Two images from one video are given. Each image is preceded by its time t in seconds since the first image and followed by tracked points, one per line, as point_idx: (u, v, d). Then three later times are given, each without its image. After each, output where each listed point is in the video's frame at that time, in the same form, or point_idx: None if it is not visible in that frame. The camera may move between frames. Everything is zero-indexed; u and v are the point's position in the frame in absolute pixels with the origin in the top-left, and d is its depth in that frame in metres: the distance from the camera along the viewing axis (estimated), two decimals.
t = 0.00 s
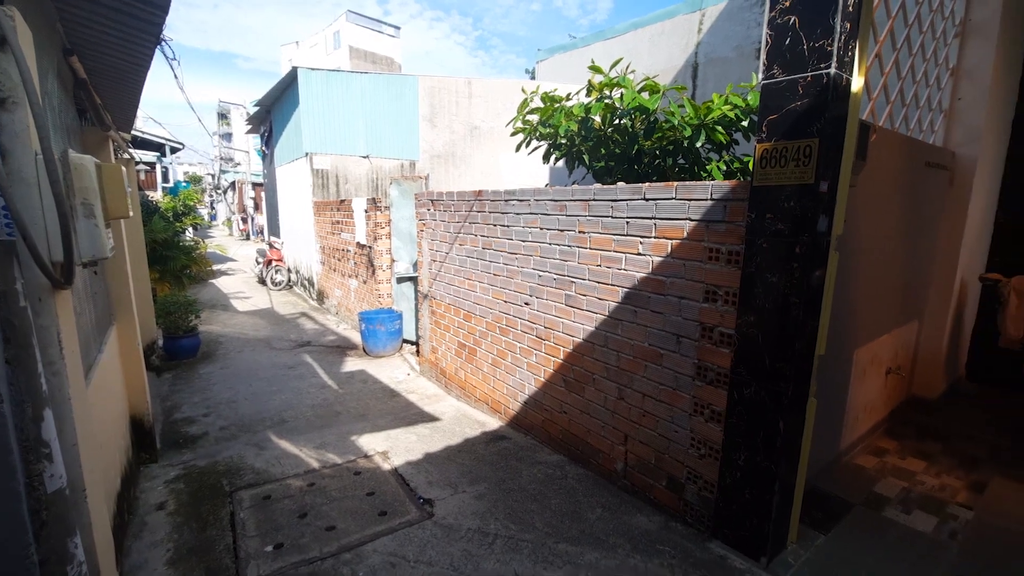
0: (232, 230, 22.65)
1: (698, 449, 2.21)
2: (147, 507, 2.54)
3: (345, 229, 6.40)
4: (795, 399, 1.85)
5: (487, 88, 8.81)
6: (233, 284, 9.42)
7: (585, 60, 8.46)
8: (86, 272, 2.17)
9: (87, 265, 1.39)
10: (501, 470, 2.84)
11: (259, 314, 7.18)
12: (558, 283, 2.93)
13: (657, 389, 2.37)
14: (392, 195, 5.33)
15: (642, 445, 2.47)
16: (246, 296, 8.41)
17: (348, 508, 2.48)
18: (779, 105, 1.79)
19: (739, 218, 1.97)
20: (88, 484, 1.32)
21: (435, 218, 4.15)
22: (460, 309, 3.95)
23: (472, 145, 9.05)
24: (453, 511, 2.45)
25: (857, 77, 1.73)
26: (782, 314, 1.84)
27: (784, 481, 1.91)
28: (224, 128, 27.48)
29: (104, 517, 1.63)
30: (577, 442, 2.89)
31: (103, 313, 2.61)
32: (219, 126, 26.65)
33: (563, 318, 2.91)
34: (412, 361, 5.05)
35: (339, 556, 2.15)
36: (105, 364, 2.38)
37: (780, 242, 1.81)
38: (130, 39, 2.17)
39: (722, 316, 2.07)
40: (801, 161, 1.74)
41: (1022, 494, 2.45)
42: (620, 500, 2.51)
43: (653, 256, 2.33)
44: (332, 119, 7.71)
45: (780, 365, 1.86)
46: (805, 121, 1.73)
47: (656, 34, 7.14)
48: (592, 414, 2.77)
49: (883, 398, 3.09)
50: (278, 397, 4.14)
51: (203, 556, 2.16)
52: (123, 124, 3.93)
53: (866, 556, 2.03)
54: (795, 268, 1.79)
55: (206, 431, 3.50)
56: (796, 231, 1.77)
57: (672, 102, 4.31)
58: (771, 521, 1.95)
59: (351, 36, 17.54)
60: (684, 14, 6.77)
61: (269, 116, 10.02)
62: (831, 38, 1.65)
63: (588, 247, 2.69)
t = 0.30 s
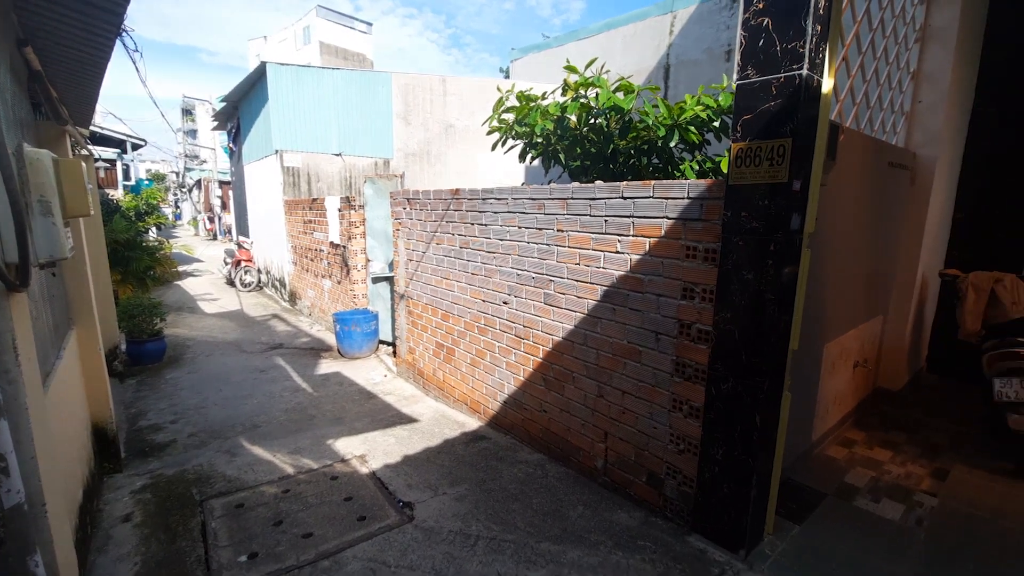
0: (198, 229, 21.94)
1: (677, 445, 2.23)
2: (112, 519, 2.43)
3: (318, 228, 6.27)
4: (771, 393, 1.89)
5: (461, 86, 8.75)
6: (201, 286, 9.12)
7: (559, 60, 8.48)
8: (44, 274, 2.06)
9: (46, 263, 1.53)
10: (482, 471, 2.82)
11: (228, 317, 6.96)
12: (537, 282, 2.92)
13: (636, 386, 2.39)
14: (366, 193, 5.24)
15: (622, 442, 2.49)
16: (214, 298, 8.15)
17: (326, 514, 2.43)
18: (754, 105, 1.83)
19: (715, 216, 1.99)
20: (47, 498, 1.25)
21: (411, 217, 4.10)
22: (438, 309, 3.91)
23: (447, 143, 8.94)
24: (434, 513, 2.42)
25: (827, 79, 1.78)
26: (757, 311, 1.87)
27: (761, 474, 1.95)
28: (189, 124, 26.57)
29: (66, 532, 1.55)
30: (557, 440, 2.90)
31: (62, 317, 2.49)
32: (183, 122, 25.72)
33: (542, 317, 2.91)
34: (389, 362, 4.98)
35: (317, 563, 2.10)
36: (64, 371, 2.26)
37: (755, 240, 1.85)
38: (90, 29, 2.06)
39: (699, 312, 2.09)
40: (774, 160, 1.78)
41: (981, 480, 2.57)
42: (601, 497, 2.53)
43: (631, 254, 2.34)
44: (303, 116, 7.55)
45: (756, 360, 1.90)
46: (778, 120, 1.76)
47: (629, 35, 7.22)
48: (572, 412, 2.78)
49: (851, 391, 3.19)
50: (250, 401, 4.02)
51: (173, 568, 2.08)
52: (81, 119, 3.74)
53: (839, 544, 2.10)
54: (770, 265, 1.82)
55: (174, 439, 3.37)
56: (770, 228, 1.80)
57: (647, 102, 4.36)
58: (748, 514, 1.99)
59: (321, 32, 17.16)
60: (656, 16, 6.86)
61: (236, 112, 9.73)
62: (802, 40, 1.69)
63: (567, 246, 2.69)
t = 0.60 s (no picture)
0: (162, 228, 21.12)
1: (666, 441, 2.22)
2: (74, 536, 2.28)
3: (291, 226, 6.08)
4: (761, 389, 1.90)
5: (437, 83, 8.60)
6: (166, 287, 8.75)
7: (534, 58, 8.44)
8: None
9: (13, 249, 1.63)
10: (468, 473, 2.76)
11: (196, 318, 6.70)
12: (521, 279, 2.88)
13: (624, 383, 2.37)
14: (341, 190, 5.10)
15: (610, 440, 2.47)
16: (180, 299, 7.83)
17: (306, 523, 2.33)
18: (742, 100, 1.82)
19: (703, 211, 1.98)
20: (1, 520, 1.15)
21: (389, 214, 4.00)
22: (418, 308, 3.83)
23: (424, 142, 8.80)
24: (420, 518, 2.35)
25: (814, 75, 1.79)
26: (747, 306, 1.87)
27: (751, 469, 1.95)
28: (150, 119, 25.55)
29: (23, 553, 1.44)
30: (543, 440, 2.87)
31: (15, 321, 2.32)
32: (144, 117, 24.71)
33: (527, 315, 2.87)
34: (367, 363, 4.87)
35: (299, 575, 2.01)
36: (19, 379, 2.11)
37: (745, 235, 1.84)
38: (43, 10, 1.91)
39: (688, 308, 2.08)
40: (764, 155, 1.77)
41: (954, 469, 2.65)
42: (590, 496, 2.51)
43: (619, 250, 2.32)
44: (272, 110, 7.32)
45: (746, 356, 1.90)
46: (767, 115, 1.76)
47: (603, 34, 7.23)
48: (558, 411, 2.74)
49: (828, 384, 3.26)
50: (222, 406, 3.86)
51: None
52: (34, 110, 3.51)
53: (825, 537, 2.12)
54: (760, 260, 1.83)
55: (141, 448, 3.20)
56: (759, 224, 1.80)
57: (626, 100, 4.37)
58: (739, 509, 1.99)
59: (290, 25, 16.71)
60: (630, 16, 6.88)
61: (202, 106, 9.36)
62: (791, 35, 1.69)
63: (552, 242, 2.65)
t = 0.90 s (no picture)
0: (123, 229, 20.24)
1: (663, 445, 2.19)
2: (34, 561, 2.11)
3: (264, 226, 5.86)
4: (760, 390, 1.88)
5: (413, 81, 8.43)
6: (129, 290, 8.36)
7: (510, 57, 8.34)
8: None
9: None
10: (458, 480, 2.69)
11: (162, 323, 6.40)
12: (510, 281, 2.81)
13: (619, 386, 2.33)
14: (317, 189, 4.93)
15: (605, 444, 2.43)
16: (145, 303, 7.49)
17: (291, 539, 2.22)
18: (741, 98, 1.80)
19: (701, 211, 1.95)
20: None
21: (370, 214, 3.88)
22: (401, 311, 3.72)
23: (400, 139, 8.62)
24: (411, 530, 2.27)
25: (811, 73, 1.77)
26: (747, 307, 1.85)
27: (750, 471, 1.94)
28: (109, 115, 24.46)
29: None
30: (534, 444, 2.81)
31: None
32: (102, 112, 23.64)
33: (517, 317, 2.81)
34: (347, 367, 4.72)
35: None
36: None
37: (743, 235, 1.82)
38: None
39: (685, 309, 2.05)
40: (763, 154, 1.75)
41: (936, 463, 2.71)
42: (585, 501, 2.46)
43: (613, 251, 2.28)
44: (242, 106, 7.06)
45: (745, 357, 1.88)
46: (766, 114, 1.74)
47: (580, 34, 7.19)
48: (551, 414, 2.69)
49: (813, 381, 3.30)
50: (194, 416, 3.67)
51: None
52: None
53: (820, 536, 2.13)
54: (759, 261, 1.81)
55: (107, 462, 3.01)
56: (759, 224, 1.78)
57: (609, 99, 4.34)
58: (739, 511, 1.97)
59: (258, 19, 16.19)
60: (607, 16, 6.86)
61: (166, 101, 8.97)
62: (791, 32, 1.67)
63: (543, 243, 2.59)
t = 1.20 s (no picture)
0: (81, 231, 19.33)
1: (656, 451, 2.17)
2: None
3: (234, 229, 5.65)
4: (755, 396, 1.87)
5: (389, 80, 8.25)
6: (90, 296, 7.96)
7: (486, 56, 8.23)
8: None
9: None
10: (446, 492, 2.62)
11: (127, 331, 6.11)
12: (497, 286, 2.75)
13: (611, 392, 2.30)
14: (292, 191, 4.77)
15: (597, 451, 2.40)
16: (107, 310, 7.14)
17: (273, 561, 2.11)
18: (735, 103, 1.79)
19: (694, 216, 1.93)
20: None
21: (349, 217, 3.76)
22: (383, 316, 3.62)
23: (376, 138, 8.41)
24: (400, 547, 2.19)
25: (803, 78, 1.78)
26: (742, 313, 1.84)
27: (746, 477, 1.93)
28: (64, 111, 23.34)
29: None
30: (524, 452, 2.76)
31: None
32: (57, 108, 22.55)
33: (504, 323, 2.75)
34: (325, 375, 4.58)
35: None
36: None
37: (738, 241, 1.81)
38: None
39: (678, 315, 2.03)
40: (757, 158, 1.74)
41: (916, 459, 2.77)
42: (577, 509, 2.42)
43: (604, 256, 2.24)
44: (209, 105, 6.80)
45: (740, 363, 1.87)
46: (761, 118, 1.73)
47: (555, 34, 7.11)
48: (541, 422, 2.64)
49: (795, 381, 3.35)
50: (164, 430, 3.49)
51: None
52: None
53: (812, 538, 2.14)
54: (754, 266, 1.80)
55: (70, 483, 2.82)
56: (753, 229, 1.78)
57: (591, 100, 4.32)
58: (734, 517, 1.96)
59: (224, 14, 15.65)
60: (581, 16, 6.82)
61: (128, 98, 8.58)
62: (785, 37, 1.67)
63: (531, 247, 2.54)
